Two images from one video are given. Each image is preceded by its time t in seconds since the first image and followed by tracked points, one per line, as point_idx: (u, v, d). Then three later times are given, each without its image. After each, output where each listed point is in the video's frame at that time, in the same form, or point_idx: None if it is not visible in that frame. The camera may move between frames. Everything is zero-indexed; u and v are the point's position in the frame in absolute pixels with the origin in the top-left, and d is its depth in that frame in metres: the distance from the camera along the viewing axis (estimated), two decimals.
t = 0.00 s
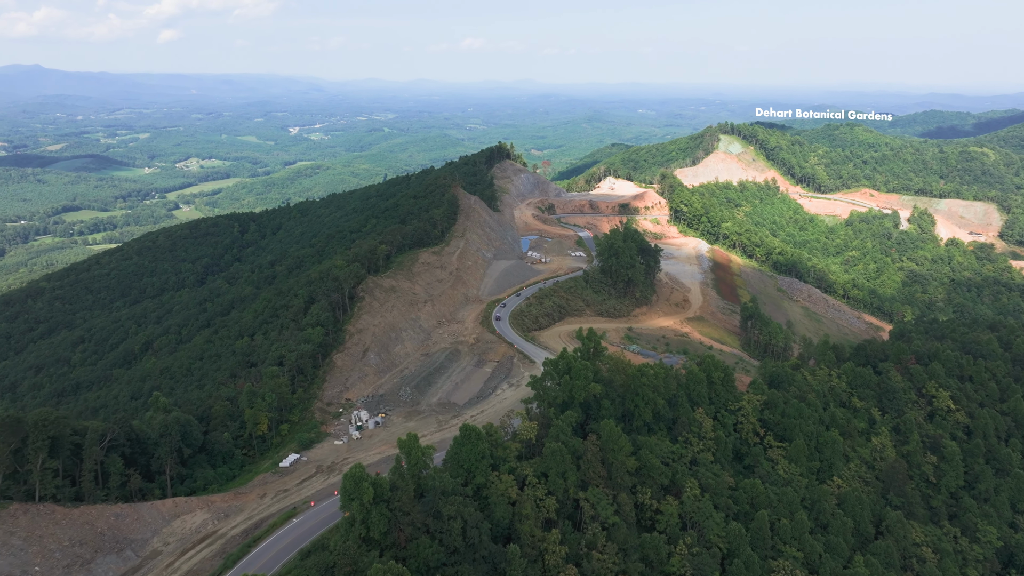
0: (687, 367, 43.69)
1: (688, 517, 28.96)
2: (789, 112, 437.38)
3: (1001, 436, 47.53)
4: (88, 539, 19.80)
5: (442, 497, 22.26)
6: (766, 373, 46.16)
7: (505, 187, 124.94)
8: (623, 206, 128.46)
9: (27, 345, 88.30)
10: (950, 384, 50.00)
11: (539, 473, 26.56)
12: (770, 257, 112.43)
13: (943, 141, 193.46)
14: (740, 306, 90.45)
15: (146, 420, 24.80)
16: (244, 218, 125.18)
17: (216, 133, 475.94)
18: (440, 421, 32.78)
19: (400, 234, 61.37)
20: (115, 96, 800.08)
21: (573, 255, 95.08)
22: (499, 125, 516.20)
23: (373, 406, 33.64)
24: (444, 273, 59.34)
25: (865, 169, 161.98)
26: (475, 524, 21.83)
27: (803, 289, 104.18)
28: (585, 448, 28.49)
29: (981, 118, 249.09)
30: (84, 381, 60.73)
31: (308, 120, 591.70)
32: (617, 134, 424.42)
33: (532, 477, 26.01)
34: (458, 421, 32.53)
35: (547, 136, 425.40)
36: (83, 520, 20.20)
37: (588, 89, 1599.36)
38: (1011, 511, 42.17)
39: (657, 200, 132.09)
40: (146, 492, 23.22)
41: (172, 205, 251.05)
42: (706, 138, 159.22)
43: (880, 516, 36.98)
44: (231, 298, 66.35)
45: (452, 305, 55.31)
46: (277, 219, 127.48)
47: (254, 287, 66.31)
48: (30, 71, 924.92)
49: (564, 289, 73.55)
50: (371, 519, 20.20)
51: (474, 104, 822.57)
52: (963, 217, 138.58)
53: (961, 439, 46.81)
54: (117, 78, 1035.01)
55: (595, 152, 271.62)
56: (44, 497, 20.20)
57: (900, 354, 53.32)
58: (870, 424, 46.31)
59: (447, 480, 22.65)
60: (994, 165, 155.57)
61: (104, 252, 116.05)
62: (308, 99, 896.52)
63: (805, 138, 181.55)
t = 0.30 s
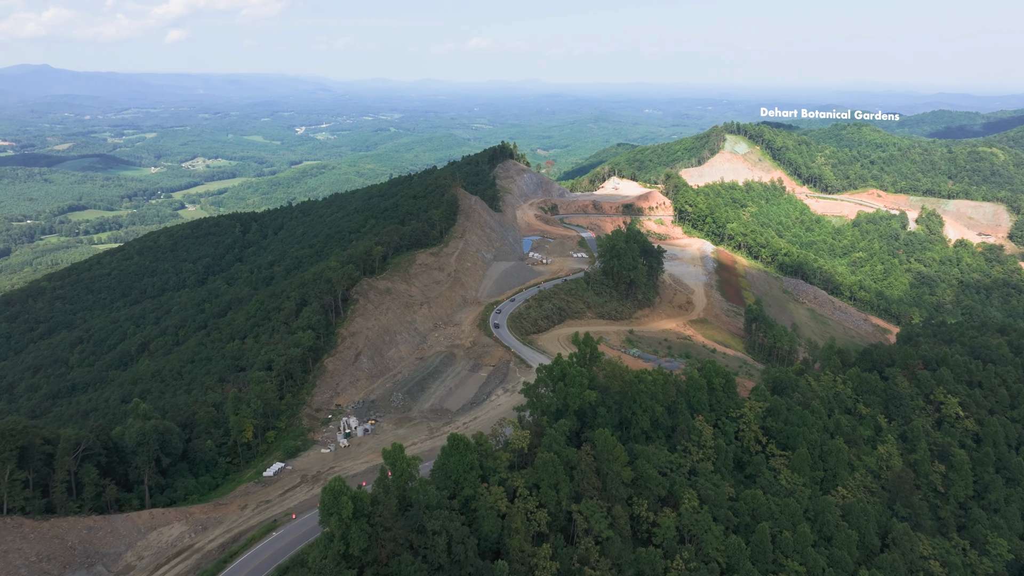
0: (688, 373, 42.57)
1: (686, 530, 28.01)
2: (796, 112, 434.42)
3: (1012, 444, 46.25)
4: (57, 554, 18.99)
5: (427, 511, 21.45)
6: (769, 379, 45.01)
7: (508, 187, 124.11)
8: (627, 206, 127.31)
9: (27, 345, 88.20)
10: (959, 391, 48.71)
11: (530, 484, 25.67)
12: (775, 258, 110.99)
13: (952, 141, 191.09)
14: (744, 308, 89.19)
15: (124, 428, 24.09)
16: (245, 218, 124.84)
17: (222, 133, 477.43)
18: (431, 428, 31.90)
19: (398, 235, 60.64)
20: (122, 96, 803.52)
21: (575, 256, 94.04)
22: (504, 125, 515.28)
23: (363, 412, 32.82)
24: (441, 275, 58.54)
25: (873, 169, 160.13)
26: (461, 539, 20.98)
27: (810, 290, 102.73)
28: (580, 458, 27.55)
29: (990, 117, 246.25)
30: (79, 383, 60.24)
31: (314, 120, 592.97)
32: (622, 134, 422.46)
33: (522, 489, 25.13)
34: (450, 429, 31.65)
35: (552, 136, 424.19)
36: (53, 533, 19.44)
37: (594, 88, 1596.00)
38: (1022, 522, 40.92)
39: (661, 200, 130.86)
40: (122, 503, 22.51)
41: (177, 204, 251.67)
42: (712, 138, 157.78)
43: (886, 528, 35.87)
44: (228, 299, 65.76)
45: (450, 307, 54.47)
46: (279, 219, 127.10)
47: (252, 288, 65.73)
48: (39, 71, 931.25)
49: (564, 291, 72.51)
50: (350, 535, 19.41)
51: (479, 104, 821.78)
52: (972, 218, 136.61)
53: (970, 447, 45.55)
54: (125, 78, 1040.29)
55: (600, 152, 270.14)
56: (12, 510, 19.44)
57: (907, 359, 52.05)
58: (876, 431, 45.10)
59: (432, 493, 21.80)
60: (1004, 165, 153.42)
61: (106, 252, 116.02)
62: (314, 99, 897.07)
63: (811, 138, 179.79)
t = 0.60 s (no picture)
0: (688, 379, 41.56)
1: (683, 544, 27.06)
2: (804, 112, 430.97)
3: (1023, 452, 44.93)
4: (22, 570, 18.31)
5: (410, 526, 20.58)
6: (772, 385, 43.83)
7: (510, 187, 123.20)
8: (631, 206, 126.08)
9: (28, 345, 88.19)
10: (968, 398, 47.38)
11: (521, 497, 24.72)
12: (781, 259, 109.44)
13: (962, 141, 188.52)
14: (749, 310, 87.95)
15: (101, 437, 23.40)
16: (247, 218, 124.52)
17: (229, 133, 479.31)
18: (422, 436, 31.01)
19: (396, 236, 59.84)
20: (130, 96, 807.58)
21: (577, 258, 93.00)
22: (509, 125, 514.40)
23: (352, 418, 32.00)
24: (439, 277, 57.69)
25: (881, 170, 158.16)
26: (445, 556, 20.14)
27: (816, 292, 101.31)
28: (573, 469, 26.59)
29: (1000, 117, 243.19)
30: (74, 385, 59.76)
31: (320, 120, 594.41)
32: (629, 134, 420.22)
33: (512, 501, 24.22)
34: (441, 437, 30.78)
35: (558, 136, 422.72)
36: (20, 548, 18.78)
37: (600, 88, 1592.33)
38: None
39: (666, 200, 129.47)
40: (97, 514, 21.79)
41: (182, 204, 252.38)
42: (718, 138, 156.21)
43: (893, 540, 34.74)
44: (225, 300, 65.13)
45: (447, 309, 53.57)
46: (280, 219, 126.71)
47: (250, 289, 65.13)
48: (48, 71, 938.66)
49: (565, 293, 71.47)
50: (327, 552, 18.63)
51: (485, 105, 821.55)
52: (981, 219, 134.38)
53: (980, 456, 44.25)
54: (133, 79, 1046.13)
55: (606, 152, 268.51)
56: None
57: (914, 364, 50.74)
58: (882, 439, 43.85)
59: (415, 507, 20.93)
60: (1014, 165, 151.10)
61: (108, 251, 116.03)
62: (320, 99, 898.08)
63: (819, 138, 177.97)
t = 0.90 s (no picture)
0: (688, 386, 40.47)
1: (680, 560, 26.07)
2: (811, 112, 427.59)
3: None
4: None
5: (390, 542, 19.74)
6: (775, 391, 42.65)
7: (513, 187, 122.35)
8: (635, 207, 124.82)
9: (28, 345, 88.11)
10: (977, 405, 46.04)
11: (510, 510, 23.80)
12: (787, 261, 108.01)
13: (971, 141, 186.11)
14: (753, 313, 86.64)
15: (76, 446, 22.74)
16: (249, 218, 124.24)
17: (235, 133, 480.65)
18: (411, 443, 30.09)
19: (393, 236, 59.02)
20: (138, 96, 811.90)
21: (579, 259, 91.96)
22: (514, 125, 513.40)
23: (340, 425, 31.17)
24: (436, 278, 56.85)
25: (888, 170, 156.21)
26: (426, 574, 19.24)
27: (822, 294, 99.94)
28: (565, 480, 25.63)
29: (1010, 117, 240.11)
30: (70, 386, 59.39)
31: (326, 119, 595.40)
32: (635, 134, 418.14)
33: (501, 515, 23.31)
34: (431, 445, 29.89)
35: (563, 135, 421.33)
36: None
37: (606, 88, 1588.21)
38: None
39: (671, 201, 128.15)
40: (69, 527, 21.08)
41: (187, 203, 253.04)
42: (723, 138, 154.66)
43: (899, 554, 33.65)
44: (222, 301, 64.60)
45: (444, 312, 52.75)
46: (282, 219, 126.36)
47: (246, 289, 64.56)
48: (57, 71, 944.82)
49: (566, 295, 70.44)
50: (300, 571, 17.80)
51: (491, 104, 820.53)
52: (991, 220, 132.46)
53: (989, 465, 43.02)
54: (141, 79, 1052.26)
55: (611, 153, 267.00)
56: None
57: (922, 370, 49.45)
58: (888, 447, 42.64)
59: (396, 523, 20.08)
60: None
61: (110, 251, 116.00)
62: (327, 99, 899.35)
63: (825, 138, 176.09)
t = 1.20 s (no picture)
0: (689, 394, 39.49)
1: None
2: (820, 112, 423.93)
3: None
4: None
5: (369, 561, 18.93)
6: (779, 398, 41.39)
7: (517, 188, 121.52)
8: (640, 207, 123.56)
9: (29, 345, 88.28)
10: (988, 412, 44.62)
11: (499, 525, 22.89)
12: (794, 262, 106.51)
13: (982, 141, 183.46)
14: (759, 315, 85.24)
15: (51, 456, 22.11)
16: (252, 218, 124.07)
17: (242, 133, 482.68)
18: (401, 452, 29.26)
19: (390, 237, 58.26)
20: (148, 96, 817.14)
21: (582, 260, 90.93)
22: (521, 125, 512.59)
23: (329, 433, 30.37)
24: (435, 280, 56.07)
25: (898, 170, 154.07)
26: None
27: (829, 296, 98.32)
28: (558, 493, 24.67)
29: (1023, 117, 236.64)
30: (66, 387, 59.04)
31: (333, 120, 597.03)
32: (642, 134, 415.84)
33: (489, 530, 22.40)
34: (421, 454, 29.05)
35: (570, 135, 419.81)
36: None
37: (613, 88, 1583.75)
38: None
39: (677, 201, 126.77)
40: (42, 540, 20.44)
41: (194, 203, 254.15)
42: (730, 138, 152.93)
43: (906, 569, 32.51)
44: (220, 302, 64.13)
45: (441, 314, 51.91)
46: (285, 219, 126.11)
47: (243, 290, 64.06)
48: (67, 71, 953.18)
49: (567, 297, 69.33)
50: None
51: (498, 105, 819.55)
52: (1002, 221, 130.20)
53: (1000, 475, 41.70)
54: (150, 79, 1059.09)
55: (618, 153, 265.20)
56: None
57: (931, 376, 48.07)
58: (896, 456, 41.35)
59: (376, 541, 19.23)
60: None
61: (113, 251, 116.20)
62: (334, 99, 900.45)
63: (834, 138, 174.06)
